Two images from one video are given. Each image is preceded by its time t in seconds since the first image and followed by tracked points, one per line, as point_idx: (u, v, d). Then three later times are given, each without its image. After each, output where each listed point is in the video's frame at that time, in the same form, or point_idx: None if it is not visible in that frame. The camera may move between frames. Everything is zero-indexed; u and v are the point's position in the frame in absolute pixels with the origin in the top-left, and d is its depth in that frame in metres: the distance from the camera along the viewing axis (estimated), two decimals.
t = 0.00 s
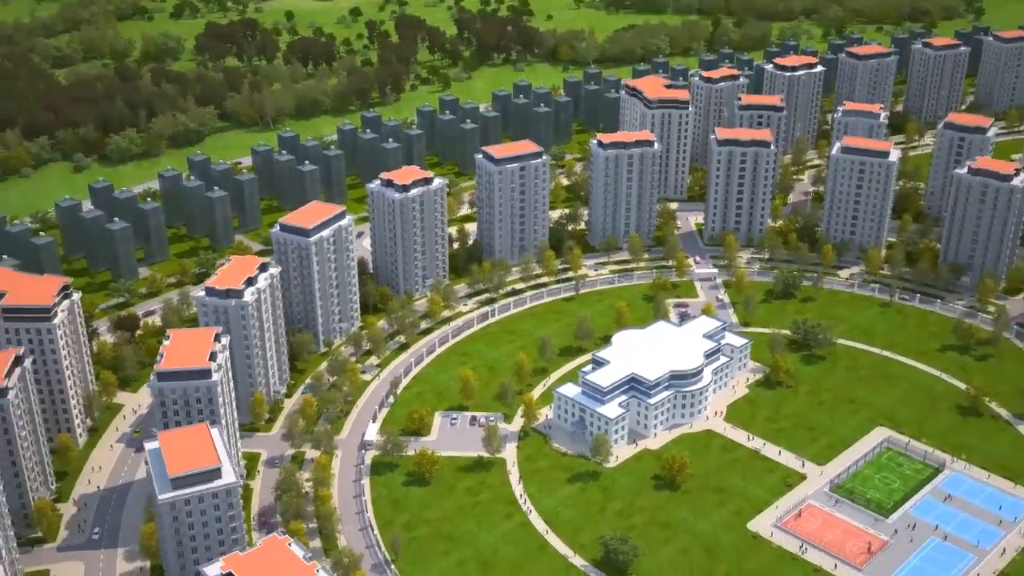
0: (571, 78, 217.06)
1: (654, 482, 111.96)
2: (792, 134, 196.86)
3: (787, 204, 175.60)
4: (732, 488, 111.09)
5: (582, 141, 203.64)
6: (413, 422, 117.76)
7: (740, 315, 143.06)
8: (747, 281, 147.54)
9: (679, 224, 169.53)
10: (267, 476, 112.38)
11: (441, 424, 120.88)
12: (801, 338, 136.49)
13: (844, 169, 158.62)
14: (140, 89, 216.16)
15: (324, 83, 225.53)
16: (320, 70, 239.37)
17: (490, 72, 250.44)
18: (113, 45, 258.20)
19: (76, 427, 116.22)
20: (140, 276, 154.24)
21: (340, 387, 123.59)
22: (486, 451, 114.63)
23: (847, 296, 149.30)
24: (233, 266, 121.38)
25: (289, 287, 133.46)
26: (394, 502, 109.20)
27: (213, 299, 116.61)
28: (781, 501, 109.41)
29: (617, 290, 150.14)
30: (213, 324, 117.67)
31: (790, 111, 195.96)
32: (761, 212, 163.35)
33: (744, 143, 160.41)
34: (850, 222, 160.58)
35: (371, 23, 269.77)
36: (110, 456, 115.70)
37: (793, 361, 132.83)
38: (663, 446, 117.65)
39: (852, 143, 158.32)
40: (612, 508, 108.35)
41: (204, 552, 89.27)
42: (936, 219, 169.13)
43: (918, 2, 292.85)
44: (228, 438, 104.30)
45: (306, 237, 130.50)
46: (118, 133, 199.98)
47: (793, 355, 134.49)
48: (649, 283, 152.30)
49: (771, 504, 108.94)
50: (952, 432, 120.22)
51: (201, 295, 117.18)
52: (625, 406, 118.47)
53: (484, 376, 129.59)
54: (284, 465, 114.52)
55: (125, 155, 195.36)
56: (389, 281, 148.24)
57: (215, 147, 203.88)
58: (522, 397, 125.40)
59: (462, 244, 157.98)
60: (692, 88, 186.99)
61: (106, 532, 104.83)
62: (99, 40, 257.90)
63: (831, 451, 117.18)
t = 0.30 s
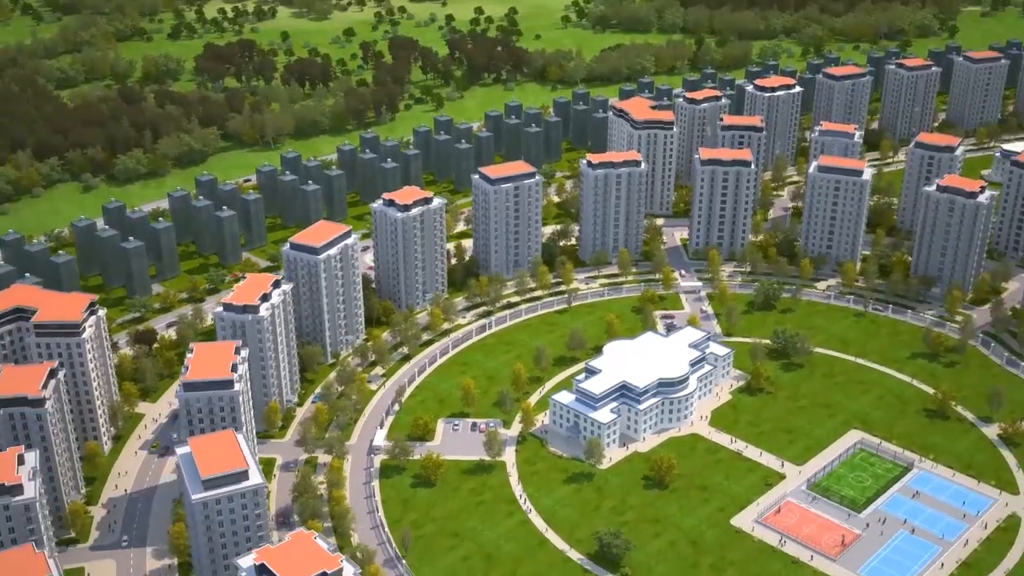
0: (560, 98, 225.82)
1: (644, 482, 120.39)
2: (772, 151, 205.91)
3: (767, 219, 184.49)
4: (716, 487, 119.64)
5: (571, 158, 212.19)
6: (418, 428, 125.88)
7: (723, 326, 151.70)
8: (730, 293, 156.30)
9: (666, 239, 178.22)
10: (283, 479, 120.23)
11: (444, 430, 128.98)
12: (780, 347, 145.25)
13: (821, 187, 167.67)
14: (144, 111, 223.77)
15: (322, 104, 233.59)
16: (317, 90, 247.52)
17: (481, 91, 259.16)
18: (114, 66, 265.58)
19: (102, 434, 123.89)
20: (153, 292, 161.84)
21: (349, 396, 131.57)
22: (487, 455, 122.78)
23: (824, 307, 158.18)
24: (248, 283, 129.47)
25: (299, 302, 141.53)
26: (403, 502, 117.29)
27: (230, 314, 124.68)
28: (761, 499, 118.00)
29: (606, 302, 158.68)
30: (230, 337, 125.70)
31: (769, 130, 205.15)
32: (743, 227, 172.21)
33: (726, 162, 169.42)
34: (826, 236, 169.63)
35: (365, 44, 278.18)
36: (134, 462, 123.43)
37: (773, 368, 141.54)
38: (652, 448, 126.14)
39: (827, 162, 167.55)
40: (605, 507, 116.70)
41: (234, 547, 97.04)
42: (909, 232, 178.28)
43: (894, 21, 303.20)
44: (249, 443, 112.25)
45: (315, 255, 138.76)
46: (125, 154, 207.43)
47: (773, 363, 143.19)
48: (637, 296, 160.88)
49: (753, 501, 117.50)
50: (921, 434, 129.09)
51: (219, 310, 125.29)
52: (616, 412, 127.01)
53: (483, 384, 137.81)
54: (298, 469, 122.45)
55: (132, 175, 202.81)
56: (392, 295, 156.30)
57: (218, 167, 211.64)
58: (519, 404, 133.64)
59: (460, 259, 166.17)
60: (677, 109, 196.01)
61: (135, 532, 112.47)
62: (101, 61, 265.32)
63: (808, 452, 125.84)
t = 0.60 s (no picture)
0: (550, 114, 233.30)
1: (637, 482, 127.67)
2: (755, 164, 213.85)
3: (750, 231, 192.34)
4: (705, 486, 127.05)
5: (561, 172, 219.59)
6: (422, 433, 132.92)
7: (710, 333, 159.30)
8: (716, 302, 163.92)
9: (653, 250, 185.82)
10: (296, 481, 127.01)
11: (446, 434, 136.04)
12: (764, 354, 152.93)
13: (801, 200, 175.63)
14: (145, 127, 229.94)
15: (318, 120, 240.40)
16: (313, 107, 254.29)
17: (472, 106, 266.43)
18: (112, 83, 271.56)
19: (123, 441, 130.40)
20: (163, 304, 168.38)
21: (355, 403, 138.51)
22: (488, 457, 129.90)
23: (805, 315, 166.01)
24: (260, 296, 136.47)
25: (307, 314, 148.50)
26: (410, 503, 124.21)
27: (243, 326, 131.61)
28: (747, 496, 125.51)
29: (598, 312, 166.08)
30: (244, 348, 132.51)
31: (752, 144, 213.13)
32: (727, 239, 179.97)
33: (711, 177, 177.27)
34: (807, 247, 177.51)
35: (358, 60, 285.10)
36: (153, 467, 129.96)
37: (757, 374, 149.18)
38: (644, 450, 133.52)
39: (807, 177, 175.57)
40: (601, 505, 123.94)
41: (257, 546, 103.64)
42: (885, 243, 186.45)
43: (871, 35, 312.22)
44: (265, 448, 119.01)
45: (322, 269, 145.78)
46: (128, 170, 213.67)
47: (757, 369, 150.85)
48: (627, 305, 168.40)
49: (739, 499, 124.99)
50: (896, 435, 136.97)
51: (234, 322, 132.12)
52: (610, 416, 134.39)
53: (482, 391, 144.96)
54: (309, 472, 129.27)
55: (137, 190, 209.15)
56: (393, 306, 163.28)
57: (219, 182, 218.07)
58: (517, 409, 140.83)
59: (457, 271, 173.31)
60: (663, 125, 203.85)
61: (158, 533, 119.00)
62: (100, 78, 271.30)
63: (790, 452, 133.52)
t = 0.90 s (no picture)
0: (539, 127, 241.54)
1: (633, 478, 135.87)
2: (739, 174, 222.62)
3: (735, 239, 201.06)
4: (697, 482, 135.36)
5: (552, 183, 227.74)
6: (430, 435, 140.68)
7: (698, 338, 167.77)
8: (704, 308, 172.42)
9: (642, 258, 194.18)
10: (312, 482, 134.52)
11: (452, 436, 143.83)
12: (750, 357, 161.40)
13: (784, 211, 184.25)
14: (147, 142, 236.70)
15: (315, 133, 247.72)
16: (309, 120, 261.61)
17: (463, 118, 274.37)
18: (111, 97, 277.89)
19: (146, 445, 137.56)
20: (174, 315, 175.45)
21: (365, 407, 146.11)
22: (493, 457, 137.81)
23: (788, 320, 174.66)
24: (273, 307, 143.79)
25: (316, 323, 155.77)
26: (420, 501, 131.95)
27: (259, 335, 138.86)
28: (737, 491, 133.89)
29: (591, 318, 174.34)
30: (260, 355, 139.77)
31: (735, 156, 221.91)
32: (713, 247, 188.49)
33: (698, 189, 185.64)
34: (789, 255, 186.23)
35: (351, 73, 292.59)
36: (176, 470, 137.17)
37: (744, 376, 157.72)
38: (639, 449, 141.68)
39: (788, 188, 184.18)
40: (600, 500, 132.02)
41: (285, 539, 110.96)
42: (863, 250, 195.50)
43: (847, 46, 322.47)
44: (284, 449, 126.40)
45: (331, 280, 153.23)
46: (133, 184, 220.49)
47: (744, 371, 159.32)
48: (619, 312, 176.60)
49: (729, 493, 133.37)
50: (875, 432, 145.74)
51: (251, 331, 139.34)
52: (606, 417, 142.45)
53: (484, 395, 152.85)
54: (324, 473, 136.81)
55: (142, 204, 215.94)
56: (396, 314, 170.88)
57: (221, 195, 225.13)
58: (518, 412, 148.74)
59: (456, 280, 181.11)
60: (650, 138, 212.36)
61: (184, 531, 126.25)
62: (98, 92, 277.67)
63: (776, 450, 142.06)
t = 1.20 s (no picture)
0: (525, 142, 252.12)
1: (636, 474, 146.64)
2: (717, 185, 234.44)
3: (716, 248, 212.77)
4: (694, 477, 146.40)
5: (539, 196, 238.35)
6: (444, 438, 150.82)
7: (687, 343, 179.12)
8: (691, 315, 183.72)
9: (630, 267, 205.30)
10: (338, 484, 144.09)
11: (464, 438, 153.91)
12: (737, 359, 172.85)
13: (764, 221, 196.04)
14: (146, 160, 244.45)
15: (309, 150, 256.63)
16: (300, 137, 270.37)
17: (448, 133, 284.38)
18: (104, 116, 284.88)
19: (178, 452, 146.43)
20: (189, 329, 184.00)
21: (382, 413, 155.80)
22: (505, 458, 148.08)
23: (768, 324, 186.38)
24: (295, 321, 153.27)
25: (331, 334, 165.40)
26: (439, 499, 141.89)
27: (283, 348, 148.32)
28: (731, 484, 145.15)
29: (585, 326, 185.11)
30: (284, 367, 149.20)
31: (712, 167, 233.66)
32: (697, 256, 199.88)
33: (682, 202, 196.92)
34: (769, 263, 198.09)
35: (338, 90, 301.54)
36: (207, 474, 146.23)
37: (732, 377, 169.15)
38: (638, 447, 152.62)
39: (767, 201, 196.00)
40: (607, 495, 142.69)
41: (325, 536, 120.50)
42: (837, 256, 207.91)
43: (812, 59, 336.13)
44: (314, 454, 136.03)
45: (345, 293, 162.93)
46: (136, 202, 228.40)
47: (731, 373, 170.80)
48: (611, 319, 187.55)
49: (724, 486, 144.57)
50: (855, 428, 157.64)
51: (276, 344, 148.78)
52: (608, 418, 153.24)
53: (491, 399, 163.06)
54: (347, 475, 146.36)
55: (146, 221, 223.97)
56: (402, 325, 180.74)
57: (221, 211, 233.50)
58: (524, 415, 159.07)
59: (456, 292, 191.21)
60: (633, 152, 223.65)
61: (221, 532, 135.37)
62: (91, 111, 284.53)
63: (765, 446, 153.56)
